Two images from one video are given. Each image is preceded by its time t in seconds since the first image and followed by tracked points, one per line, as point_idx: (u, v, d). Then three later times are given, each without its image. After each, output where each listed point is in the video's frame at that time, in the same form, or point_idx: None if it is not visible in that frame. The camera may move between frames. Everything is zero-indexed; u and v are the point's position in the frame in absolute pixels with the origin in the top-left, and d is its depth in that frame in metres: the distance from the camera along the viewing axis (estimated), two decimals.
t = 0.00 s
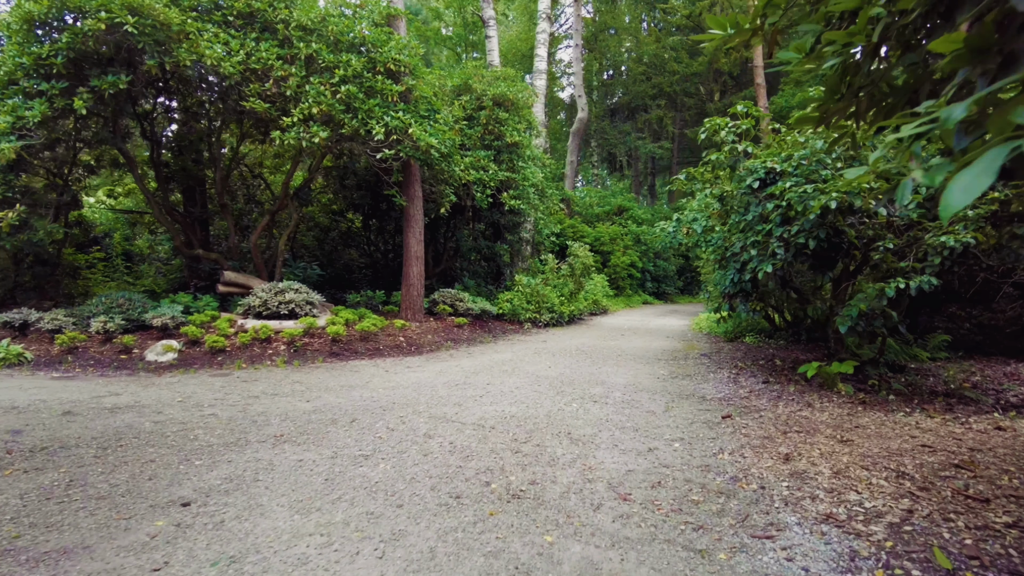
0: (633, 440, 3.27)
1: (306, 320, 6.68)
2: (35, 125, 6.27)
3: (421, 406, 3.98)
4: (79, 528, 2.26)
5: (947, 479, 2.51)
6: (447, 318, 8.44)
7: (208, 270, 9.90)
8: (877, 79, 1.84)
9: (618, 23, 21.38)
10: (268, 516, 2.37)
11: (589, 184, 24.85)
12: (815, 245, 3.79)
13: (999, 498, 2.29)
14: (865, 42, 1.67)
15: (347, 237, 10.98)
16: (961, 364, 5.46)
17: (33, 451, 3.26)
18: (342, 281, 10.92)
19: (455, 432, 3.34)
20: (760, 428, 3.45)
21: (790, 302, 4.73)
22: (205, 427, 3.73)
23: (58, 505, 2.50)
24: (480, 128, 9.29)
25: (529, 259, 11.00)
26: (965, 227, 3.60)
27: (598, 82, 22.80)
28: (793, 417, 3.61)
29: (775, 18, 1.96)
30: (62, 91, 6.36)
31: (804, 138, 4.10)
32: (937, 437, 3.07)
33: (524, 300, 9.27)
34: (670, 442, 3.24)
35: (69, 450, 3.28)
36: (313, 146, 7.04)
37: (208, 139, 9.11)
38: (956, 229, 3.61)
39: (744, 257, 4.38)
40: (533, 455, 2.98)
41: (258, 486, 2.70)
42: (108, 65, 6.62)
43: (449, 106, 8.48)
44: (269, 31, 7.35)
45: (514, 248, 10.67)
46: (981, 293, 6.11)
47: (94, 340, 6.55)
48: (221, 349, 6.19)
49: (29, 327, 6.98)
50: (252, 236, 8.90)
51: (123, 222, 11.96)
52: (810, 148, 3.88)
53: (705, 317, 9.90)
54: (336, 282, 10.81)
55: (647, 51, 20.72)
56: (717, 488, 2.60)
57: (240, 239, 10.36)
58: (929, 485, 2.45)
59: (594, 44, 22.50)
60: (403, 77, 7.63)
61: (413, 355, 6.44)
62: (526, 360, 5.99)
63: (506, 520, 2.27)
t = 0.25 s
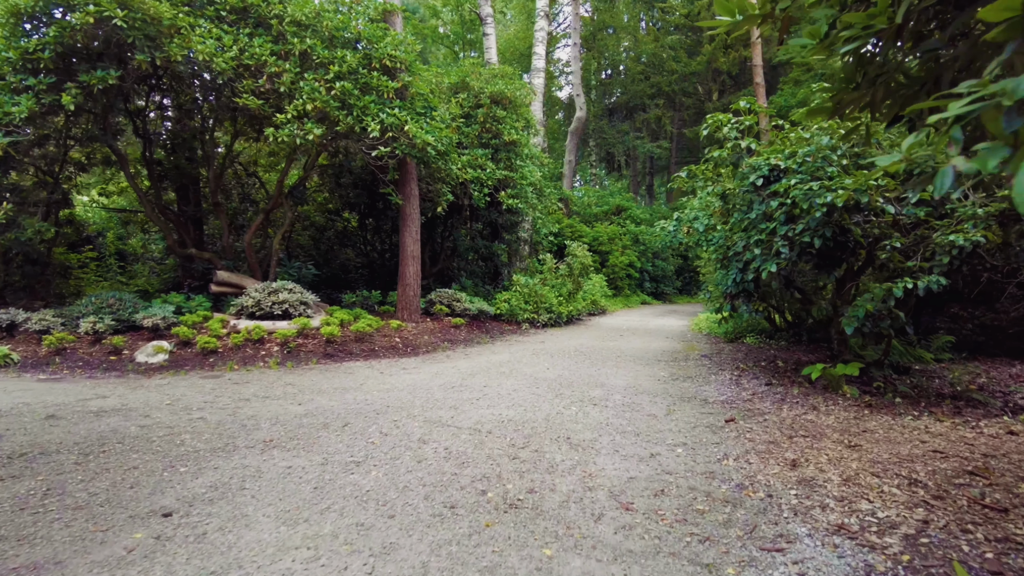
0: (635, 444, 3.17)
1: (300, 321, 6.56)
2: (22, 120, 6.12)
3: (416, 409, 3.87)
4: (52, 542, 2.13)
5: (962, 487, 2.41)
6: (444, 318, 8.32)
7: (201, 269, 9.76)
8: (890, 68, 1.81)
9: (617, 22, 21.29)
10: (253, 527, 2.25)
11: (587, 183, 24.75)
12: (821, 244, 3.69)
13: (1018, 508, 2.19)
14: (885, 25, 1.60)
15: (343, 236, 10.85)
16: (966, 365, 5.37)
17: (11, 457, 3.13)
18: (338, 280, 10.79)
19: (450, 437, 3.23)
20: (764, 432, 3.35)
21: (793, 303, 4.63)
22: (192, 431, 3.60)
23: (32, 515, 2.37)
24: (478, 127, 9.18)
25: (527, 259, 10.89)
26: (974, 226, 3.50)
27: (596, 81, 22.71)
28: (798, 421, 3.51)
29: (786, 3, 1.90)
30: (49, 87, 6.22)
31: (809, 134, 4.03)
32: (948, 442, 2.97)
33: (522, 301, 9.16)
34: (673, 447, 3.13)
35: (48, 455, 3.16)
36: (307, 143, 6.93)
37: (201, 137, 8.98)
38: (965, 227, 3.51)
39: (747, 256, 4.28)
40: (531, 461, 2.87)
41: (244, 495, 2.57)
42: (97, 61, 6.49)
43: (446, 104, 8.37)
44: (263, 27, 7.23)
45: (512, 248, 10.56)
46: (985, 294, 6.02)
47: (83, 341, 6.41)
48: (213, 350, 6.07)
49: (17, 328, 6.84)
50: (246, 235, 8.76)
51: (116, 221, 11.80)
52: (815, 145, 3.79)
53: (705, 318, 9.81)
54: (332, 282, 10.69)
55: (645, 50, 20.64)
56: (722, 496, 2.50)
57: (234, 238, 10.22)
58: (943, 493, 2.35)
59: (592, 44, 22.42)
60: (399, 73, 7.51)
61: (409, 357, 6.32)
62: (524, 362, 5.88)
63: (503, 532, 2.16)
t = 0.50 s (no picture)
0: (635, 454, 3.06)
1: (292, 323, 6.43)
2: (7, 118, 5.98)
3: (409, 416, 3.75)
4: (18, 566, 1.97)
5: (978, 500, 2.30)
6: (440, 320, 8.20)
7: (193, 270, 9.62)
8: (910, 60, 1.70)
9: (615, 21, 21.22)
10: (234, 546, 2.12)
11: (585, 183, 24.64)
12: (826, 246, 3.58)
13: None
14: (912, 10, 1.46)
15: (339, 236, 10.72)
16: (970, 369, 5.29)
17: None
18: (333, 281, 10.66)
19: (443, 447, 3.11)
20: (769, 441, 3.24)
21: (796, 306, 4.53)
22: (177, 440, 3.47)
23: None
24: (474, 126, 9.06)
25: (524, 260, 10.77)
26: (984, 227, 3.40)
27: (594, 80, 22.60)
28: (803, 429, 3.41)
29: None
30: (35, 83, 6.07)
31: (813, 134, 3.93)
32: (959, 451, 2.87)
33: (519, 302, 9.05)
34: (674, 457, 3.02)
35: (25, 465, 3.02)
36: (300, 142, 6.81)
37: (194, 136, 8.83)
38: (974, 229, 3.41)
39: (750, 258, 4.18)
40: (527, 473, 2.76)
41: (227, 510, 2.44)
42: (85, 57, 6.35)
43: (442, 103, 8.26)
44: (256, 24, 7.10)
45: (509, 248, 10.44)
46: (990, 296, 5.93)
47: (70, 344, 6.27)
48: (203, 353, 5.93)
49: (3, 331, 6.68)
50: (239, 236, 8.62)
51: (108, 221, 11.63)
52: (820, 144, 3.69)
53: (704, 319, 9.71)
54: (328, 283, 10.57)
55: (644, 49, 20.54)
56: (727, 510, 2.39)
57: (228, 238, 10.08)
58: (959, 508, 2.24)
59: (590, 43, 22.34)
60: (394, 71, 7.38)
61: (404, 360, 6.20)
62: (521, 365, 5.77)
63: (497, 552, 2.04)
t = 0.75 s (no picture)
0: (638, 463, 2.96)
1: (286, 325, 6.30)
2: None
3: (405, 422, 3.64)
4: None
5: (996, 513, 2.21)
6: (437, 322, 8.07)
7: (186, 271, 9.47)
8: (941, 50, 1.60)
9: (613, 20, 21.12)
10: (217, 564, 2.01)
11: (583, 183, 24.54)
12: (833, 247, 3.48)
13: None
14: None
15: (335, 236, 10.58)
16: (975, 371, 5.21)
17: None
18: (330, 282, 10.53)
19: (439, 456, 3.00)
20: (776, 448, 3.14)
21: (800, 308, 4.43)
22: (163, 447, 3.35)
23: None
24: (471, 125, 8.95)
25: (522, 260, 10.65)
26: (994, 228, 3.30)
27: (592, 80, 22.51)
28: (810, 435, 3.31)
29: None
30: (22, 80, 5.93)
31: (819, 132, 3.84)
32: (973, 460, 2.77)
33: (517, 303, 8.94)
34: (679, 466, 2.92)
35: (4, 474, 2.90)
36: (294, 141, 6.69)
37: (187, 134, 8.69)
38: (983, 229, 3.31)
39: (754, 259, 4.08)
40: (526, 483, 2.65)
41: (212, 524, 2.32)
42: (74, 54, 6.21)
43: (439, 101, 8.14)
44: (249, 20, 6.98)
45: (507, 249, 10.32)
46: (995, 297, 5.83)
47: (59, 346, 6.13)
48: (195, 356, 5.80)
49: None
50: (232, 236, 8.48)
51: (101, 221, 11.47)
52: (825, 143, 3.61)
53: (704, 321, 9.62)
54: (324, 283, 10.44)
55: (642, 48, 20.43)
56: (736, 524, 2.28)
57: (222, 238, 9.94)
58: (976, 522, 2.15)
59: (588, 43, 22.24)
60: (390, 69, 7.25)
61: (400, 363, 6.08)
62: (519, 368, 5.66)
63: (495, 570, 1.94)
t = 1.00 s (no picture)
0: (641, 467, 2.88)
1: (282, 326, 6.21)
2: None
3: (402, 425, 3.55)
4: None
5: (1014, 520, 2.13)
6: (435, 322, 7.99)
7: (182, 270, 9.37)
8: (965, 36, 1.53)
9: (612, 19, 21.07)
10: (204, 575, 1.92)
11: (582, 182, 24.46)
12: (840, 245, 3.41)
13: None
14: None
15: (332, 235, 10.49)
16: (980, 372, 5.14)
17: None
18: (327, 282, 10.44)
19: (436, 460, 2.92)
20: (782, 452, 3.06)
21: (805, 307, 4.36)
22: (154, 450, 3.25)
23: None
24: (470, 123, 8.88)
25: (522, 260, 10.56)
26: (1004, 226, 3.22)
27: (591, 79, 22.46)
28: (816, 438, 3.24)
29: None
30: (13, 76, 5.84)
31: (825, 129, 3.77)
32: (986, 464, 2.70)
33: (516, 303, 8.86)
34: (683, 470, 2.84)
35: None
36: (290, 138, 6.61)
37: (182, 132, 8.60)
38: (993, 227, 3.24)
39: (758, 258, 4.00)
40: (527, 489, 2.57)
41: (200, 532, 2.23)
42: (66, 50, 6.12)
43: (437, 98, 8.06)
44: (245, 16, 6.89)
45: (506, 248, 10.24)
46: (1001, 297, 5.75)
47: (51, 347, 6.03)
48: (189, 356, 5.71)
49: None
50: (228, 235, 8.39)
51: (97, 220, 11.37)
52: (831, 139, 3.54)
53: (704, 320, 9.55)
54: (321, 283, 10.34)
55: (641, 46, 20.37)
56: (744, 531, 2.21)
57: (218, 237, 9.84)
58: (995, 529, 2.07)
59: (587, 42, 22.20)
60: (388, 65, 7.16)
61: (397, 363, 5.99)
62: (519, 368, 5.58)
63: None
